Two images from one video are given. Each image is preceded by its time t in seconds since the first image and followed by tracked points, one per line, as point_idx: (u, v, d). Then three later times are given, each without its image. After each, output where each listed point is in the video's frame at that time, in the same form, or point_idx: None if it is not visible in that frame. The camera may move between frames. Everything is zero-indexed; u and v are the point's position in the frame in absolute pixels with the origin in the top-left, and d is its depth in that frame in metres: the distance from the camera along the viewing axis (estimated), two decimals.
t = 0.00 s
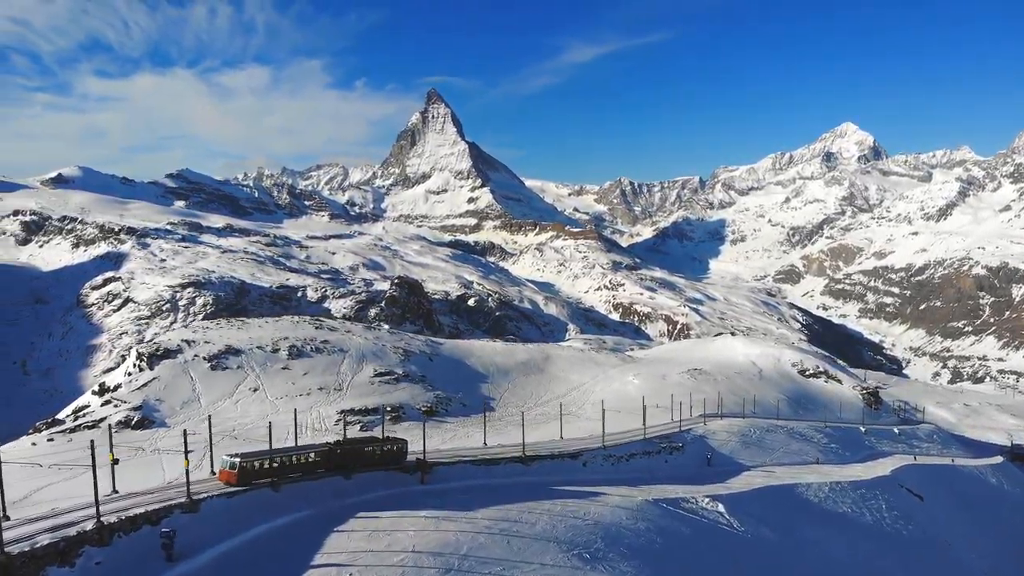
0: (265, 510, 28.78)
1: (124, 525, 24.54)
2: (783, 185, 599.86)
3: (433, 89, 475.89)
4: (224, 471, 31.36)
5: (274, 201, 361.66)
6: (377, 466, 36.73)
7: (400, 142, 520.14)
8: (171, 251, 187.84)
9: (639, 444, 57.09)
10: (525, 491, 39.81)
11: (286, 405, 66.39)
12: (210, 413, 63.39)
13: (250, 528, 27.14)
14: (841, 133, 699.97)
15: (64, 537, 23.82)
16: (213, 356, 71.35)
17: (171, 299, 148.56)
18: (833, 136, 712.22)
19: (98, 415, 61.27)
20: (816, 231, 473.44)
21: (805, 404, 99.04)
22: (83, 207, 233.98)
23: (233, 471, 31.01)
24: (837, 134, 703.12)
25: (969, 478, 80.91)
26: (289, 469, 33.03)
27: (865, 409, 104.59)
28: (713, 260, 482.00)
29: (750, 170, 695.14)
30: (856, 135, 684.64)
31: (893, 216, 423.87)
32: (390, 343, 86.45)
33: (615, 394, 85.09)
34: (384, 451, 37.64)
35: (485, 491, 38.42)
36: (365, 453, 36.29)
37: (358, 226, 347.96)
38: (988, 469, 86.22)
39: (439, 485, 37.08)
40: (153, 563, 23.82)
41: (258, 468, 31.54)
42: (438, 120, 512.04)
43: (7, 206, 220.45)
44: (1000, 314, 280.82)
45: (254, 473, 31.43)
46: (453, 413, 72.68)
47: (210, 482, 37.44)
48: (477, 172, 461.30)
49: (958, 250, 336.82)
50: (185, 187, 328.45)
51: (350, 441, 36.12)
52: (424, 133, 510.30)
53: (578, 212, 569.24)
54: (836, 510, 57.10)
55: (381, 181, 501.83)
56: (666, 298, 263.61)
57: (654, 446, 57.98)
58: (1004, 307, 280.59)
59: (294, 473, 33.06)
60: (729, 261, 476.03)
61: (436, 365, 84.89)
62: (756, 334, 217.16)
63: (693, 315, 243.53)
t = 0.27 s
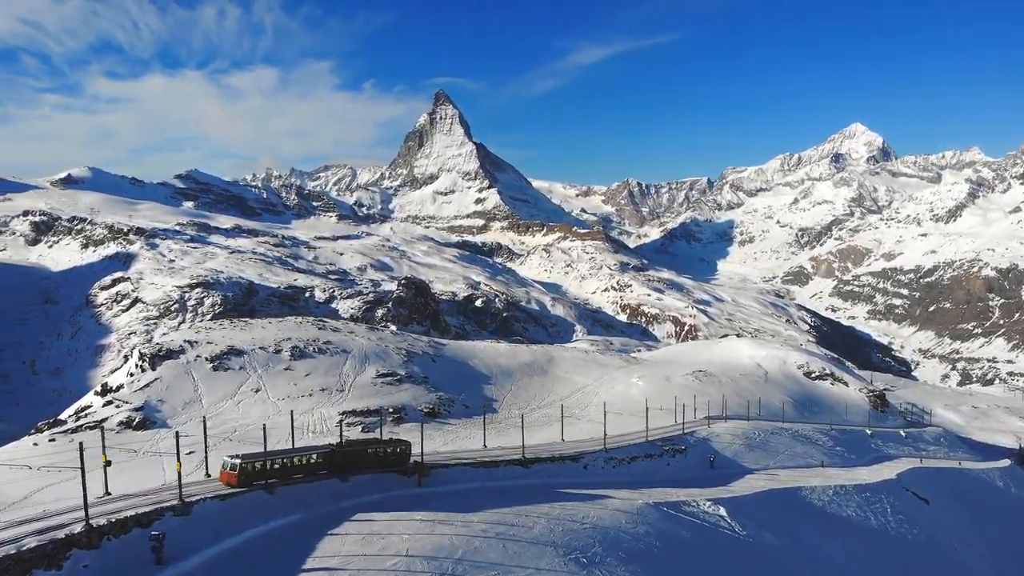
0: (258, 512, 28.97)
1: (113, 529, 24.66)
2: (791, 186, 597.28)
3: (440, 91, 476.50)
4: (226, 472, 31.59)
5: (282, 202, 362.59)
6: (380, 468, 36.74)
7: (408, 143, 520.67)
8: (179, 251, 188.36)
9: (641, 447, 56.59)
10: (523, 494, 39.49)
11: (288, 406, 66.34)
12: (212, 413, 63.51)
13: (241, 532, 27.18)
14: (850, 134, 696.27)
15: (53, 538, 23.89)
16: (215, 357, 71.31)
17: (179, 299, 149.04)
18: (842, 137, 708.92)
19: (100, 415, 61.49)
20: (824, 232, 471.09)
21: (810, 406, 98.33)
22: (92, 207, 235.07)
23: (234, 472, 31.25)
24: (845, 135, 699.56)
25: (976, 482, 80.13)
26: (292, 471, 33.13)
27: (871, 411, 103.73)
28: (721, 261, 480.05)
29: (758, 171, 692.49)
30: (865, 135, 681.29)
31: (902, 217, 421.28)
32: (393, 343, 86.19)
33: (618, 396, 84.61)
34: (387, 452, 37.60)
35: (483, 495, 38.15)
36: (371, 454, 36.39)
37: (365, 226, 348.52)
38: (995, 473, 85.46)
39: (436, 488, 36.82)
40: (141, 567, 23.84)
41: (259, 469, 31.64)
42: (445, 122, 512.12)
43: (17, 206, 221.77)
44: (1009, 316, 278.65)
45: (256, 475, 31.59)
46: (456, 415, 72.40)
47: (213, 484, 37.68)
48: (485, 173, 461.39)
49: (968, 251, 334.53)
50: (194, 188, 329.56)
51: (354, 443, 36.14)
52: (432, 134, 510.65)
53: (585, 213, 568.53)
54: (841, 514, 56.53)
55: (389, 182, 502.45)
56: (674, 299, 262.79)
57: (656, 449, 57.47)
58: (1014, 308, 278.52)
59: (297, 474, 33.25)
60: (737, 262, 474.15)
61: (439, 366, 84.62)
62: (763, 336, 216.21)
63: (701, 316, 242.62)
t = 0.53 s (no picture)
0: (250, 515, 29.06)
1: (101, 531, 24.86)
2: (802, 188, 594.07)
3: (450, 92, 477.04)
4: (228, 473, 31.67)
5: (292, 203, 363.94)
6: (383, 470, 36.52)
7: (417, 144, 521.52)
8: (190, 252, 189.27)
9: (644, 450, 56.03)
10: (521, 498, 39.13)
11: (290, 407, 66.21)
12: (214, 414, 63.55)
13: (232, 536, 27.25)
14: (860, 135, 691.72)
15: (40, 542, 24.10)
16: (219, 358, 71.36)
17: (190, 300, 149.84)
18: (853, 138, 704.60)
19: (103, 416, 61.81)
20: (835, 233, 467.99)
21: (818, 409, 97.41)
22: (104, 208, 236.67)
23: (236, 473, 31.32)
24: (856, 136, 695.10)
25: (986, 486, 79.16)
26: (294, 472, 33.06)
27: (879, 414, 102.68)
28: (731, 263, 477.92)
29: (768, 172, 689.21)
30: (876, 136, 676.75)
31: (913, 218, 417.76)
32: (397, 344, 85.95)
33: (623, 398, 84.08)
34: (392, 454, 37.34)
35: (481, 498, 37.78)
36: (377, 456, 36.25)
37: (375, 227, 349.33)
38: (1005, 477, 84.40)
39: (433, 491, 36.60)
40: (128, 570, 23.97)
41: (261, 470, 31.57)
42: (455, 123, 512.34)
43: (30, 207, 223.46)
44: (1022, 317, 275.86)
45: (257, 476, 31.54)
46: (459, 417, 72.10)
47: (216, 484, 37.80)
48: (494, 174, 461.47)
49: (980, 253, 331.58)
50: (204, 189, 331.17)
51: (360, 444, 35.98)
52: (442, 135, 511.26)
53: (594, 214, 567.42)
54: (846, 518, 55.95)
55: (398, 183, 503.34)
56: (683, 301, 261.69)
57: (659, 451, 56.88)
58: None
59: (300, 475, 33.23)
60: (747, 263, 471.88)
61: (442, 368, 84.33)
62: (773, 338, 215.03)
63: (710, 317, 241.45)
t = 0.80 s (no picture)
0: (232, 519, 28.85)
1: (80, 534, 24.66)
2: (803, 189, 593.74)
3: (451, 93, 477.06)
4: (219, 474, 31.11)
5: (293, 204, 363.96)
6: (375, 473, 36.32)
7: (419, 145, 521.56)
8: (191, 252, 189.21)
9: (638, 452, 55.66)
10: (511, 502, 38.80)
11: (284, 409, 65.83)
12: (206, 416, 63.35)
13: (212, 540, 27.01)
14: (862, 137, 691.24)
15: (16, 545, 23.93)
16: (212, 359, 71.09)
17: (191, 301, 149.91)
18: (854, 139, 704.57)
19: (95, 417, 61.82)
20: (836, 235, 467.67)
21: (815, 411, 97.05)
22: (105, 209, 236.62)
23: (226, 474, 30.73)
24: (857, 137, 694.77)
25: (983, 488, 78.81)
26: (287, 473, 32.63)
27: (876, 416, 102.26)
28: (732, 264, 477.70)
29: (769, 174, 688.95)
30: (877, 138, 676.62)
31: (914, 219, 417.37)
32: (393, 345, 85.60)
33: (619, 400, 83.76)
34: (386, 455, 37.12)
35: (469, 501, 37.51)
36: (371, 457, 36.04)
37: (376, 228, 349.26)
38: (1003, 479, 84.13)
39: (420, 495, 36.32)
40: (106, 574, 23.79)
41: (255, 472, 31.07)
42: (456, 124, 511.74)
43: (32, 208, 223.37)
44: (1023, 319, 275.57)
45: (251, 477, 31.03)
46: (454, 419, 71.77)
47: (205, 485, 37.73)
48: (495, 175, 461.47)
49: (981, 255, 331.27)
50: (206, 190, 331.12)
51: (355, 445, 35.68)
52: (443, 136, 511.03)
53: (595, 215, 567.01)
54: (841, 521, 55.61)
55: (400, 184, 503.35)
56: (684, 302, 261.45)
57: (653, 454, 56.51)
58: None
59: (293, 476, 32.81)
60: (749, 265, 471.46)
61: (438, 369, 83.97)
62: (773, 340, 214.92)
63: (711, 319, 241.28)
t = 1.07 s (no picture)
0: (216, 521, 28.64)
1: (60, 537, 24.51)
2: (803, 190, 593.74)
3: (451, 94, 477.06)
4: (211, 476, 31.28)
5: (293, 205, 363.68)
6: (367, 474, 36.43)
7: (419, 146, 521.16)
8: (190, 253, 189.03)
9: (632, 453, 55.42)
10: (500, 503, 38.53)
11: (277, 410, 65.62)
12: (199, 417, 63.15)
13: (194, 543, 26.82)
14: (862, 138, 691.31)
15: None
16: (205, 360, 70.85)
17: (191, 301, 149.81)
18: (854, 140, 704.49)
19: (87, 418, 61.63)
20: (836, 236, 467.48)
21: (812, 412, 96.75)
22: (104, 210, 236.43)
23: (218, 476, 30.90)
24: (857, 138, 694.62)
25: (980, 489, 78.58)
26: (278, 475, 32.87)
27: (873, 417, 101.98)
28: (731, 265, 477.65)
29: (769, 175, 688.90)
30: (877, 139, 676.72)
31: (914, 220, 417.22)
32: (387, 346, 85.32)
33: (614, 401, 83.52)
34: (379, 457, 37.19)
35: (459, 504, 37.25)
36: (364, 458, 36.17)
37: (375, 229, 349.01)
38: (1000, 480, 83.95)
39: (409, 496, 36.15)
40: None
41: (247, 473, 31.32)
42: (456, 125, 511.07)
43: (31, 209, 223.14)
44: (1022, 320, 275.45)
45: (242, 477, 31.21)
46: (448, 419, 71.53)
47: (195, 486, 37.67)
48: (495, 175, 461.37)
49: (981, 256, 331.09)
50: (206, 191, 330.99)
51: (349, 446, 35.86)
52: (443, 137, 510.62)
53: (596, 216, 566.62)
54: (836, 523, 55.36)
55: (400, 185, 503.10)
56: (684, 303, 261.21)
57: (647, 454, 56.22)
58: None
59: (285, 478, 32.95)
60: (748, 266, 471.23)
61: (433, 369, 83.67)
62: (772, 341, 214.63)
63: (711, 320, 241.02)
